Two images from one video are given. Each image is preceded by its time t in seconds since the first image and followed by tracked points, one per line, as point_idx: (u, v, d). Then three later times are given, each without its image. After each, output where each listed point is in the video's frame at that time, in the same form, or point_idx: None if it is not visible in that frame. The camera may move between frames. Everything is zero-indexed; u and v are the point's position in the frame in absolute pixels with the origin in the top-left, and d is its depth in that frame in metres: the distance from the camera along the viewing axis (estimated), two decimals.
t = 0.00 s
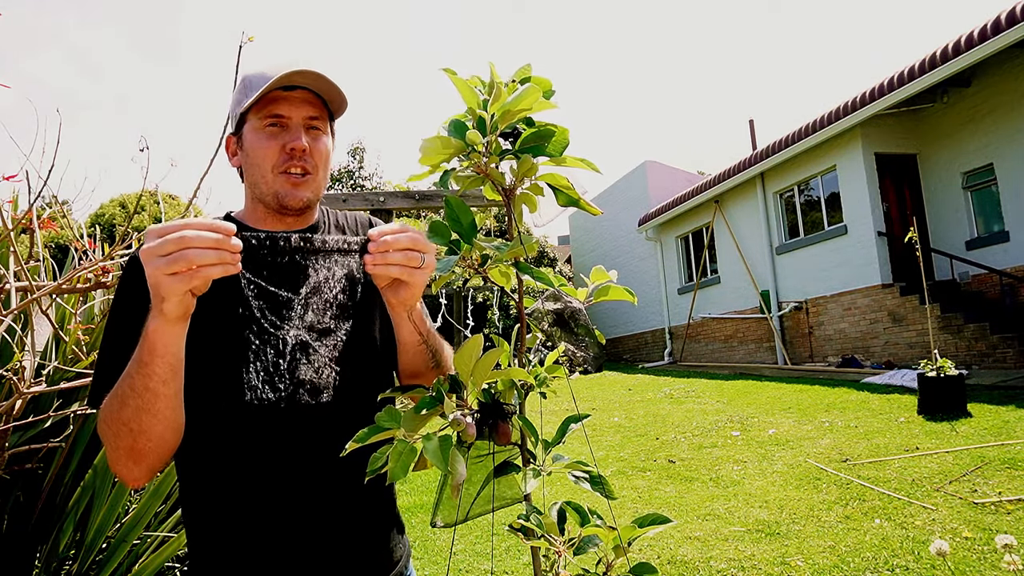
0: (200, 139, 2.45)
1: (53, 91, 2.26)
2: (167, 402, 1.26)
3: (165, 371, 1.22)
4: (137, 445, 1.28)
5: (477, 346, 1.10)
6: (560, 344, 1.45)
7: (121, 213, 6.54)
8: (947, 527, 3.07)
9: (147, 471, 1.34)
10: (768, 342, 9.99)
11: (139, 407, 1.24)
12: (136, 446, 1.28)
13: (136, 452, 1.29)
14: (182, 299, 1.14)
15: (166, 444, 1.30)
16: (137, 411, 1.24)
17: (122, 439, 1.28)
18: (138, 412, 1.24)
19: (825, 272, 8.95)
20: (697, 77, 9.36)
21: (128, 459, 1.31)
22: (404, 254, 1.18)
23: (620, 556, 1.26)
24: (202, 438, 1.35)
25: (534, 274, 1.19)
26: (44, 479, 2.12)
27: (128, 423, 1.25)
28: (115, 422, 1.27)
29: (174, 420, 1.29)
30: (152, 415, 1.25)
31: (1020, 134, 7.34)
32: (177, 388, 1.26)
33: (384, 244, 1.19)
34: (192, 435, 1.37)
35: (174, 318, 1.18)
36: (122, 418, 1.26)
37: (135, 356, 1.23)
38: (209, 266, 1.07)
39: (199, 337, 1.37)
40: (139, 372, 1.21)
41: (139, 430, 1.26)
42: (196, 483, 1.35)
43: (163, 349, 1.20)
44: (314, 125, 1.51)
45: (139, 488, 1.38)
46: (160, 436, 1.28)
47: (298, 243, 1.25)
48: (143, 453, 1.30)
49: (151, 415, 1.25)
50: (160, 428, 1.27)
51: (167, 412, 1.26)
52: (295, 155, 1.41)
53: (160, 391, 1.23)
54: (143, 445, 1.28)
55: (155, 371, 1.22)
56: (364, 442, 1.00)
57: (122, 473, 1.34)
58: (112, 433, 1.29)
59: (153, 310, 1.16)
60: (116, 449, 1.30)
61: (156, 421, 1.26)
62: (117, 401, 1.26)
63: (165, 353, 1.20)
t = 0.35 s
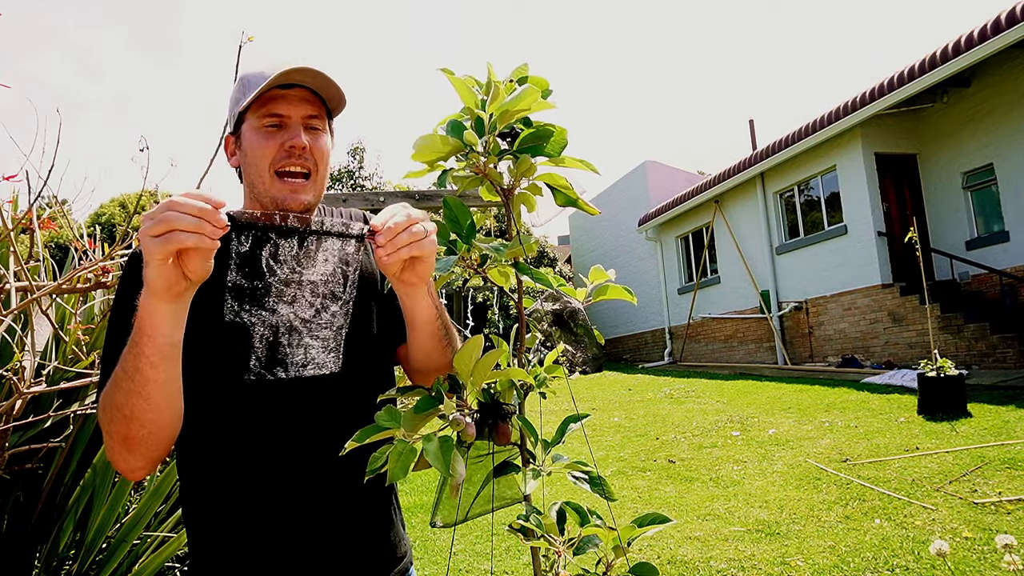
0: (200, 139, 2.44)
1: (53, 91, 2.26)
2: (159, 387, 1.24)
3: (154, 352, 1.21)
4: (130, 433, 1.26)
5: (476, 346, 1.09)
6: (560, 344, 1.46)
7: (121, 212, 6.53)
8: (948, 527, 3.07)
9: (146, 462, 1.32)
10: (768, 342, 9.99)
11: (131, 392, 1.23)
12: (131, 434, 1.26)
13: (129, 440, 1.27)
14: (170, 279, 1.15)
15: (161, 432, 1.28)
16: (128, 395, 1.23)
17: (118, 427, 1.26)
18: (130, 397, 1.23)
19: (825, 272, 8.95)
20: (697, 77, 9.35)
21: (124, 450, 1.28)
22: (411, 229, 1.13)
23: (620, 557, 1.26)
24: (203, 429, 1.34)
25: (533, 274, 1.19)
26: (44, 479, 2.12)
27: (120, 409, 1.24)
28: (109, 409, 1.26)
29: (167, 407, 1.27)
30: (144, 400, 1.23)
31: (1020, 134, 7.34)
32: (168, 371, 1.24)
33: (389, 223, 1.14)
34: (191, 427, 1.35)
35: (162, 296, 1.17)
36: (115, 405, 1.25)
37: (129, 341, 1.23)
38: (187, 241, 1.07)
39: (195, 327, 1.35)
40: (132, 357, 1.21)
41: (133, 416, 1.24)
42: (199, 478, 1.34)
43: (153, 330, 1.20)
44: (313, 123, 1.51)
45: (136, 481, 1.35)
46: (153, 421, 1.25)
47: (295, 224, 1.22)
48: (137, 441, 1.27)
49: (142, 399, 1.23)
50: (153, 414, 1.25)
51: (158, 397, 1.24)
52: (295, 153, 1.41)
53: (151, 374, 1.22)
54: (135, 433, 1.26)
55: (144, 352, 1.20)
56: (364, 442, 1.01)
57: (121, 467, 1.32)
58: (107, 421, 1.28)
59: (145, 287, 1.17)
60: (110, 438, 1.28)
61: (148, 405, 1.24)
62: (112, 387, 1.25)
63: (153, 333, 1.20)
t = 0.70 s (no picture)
0: (200, 140, 2.44)
1: (53, 92, 2.26)
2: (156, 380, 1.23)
3: (145, 344, 1.21)
4: (125, 428, 1.25)
5: (477, 345, 1.09)
6: (561, 344, 1.46)
7: (120, 212, 6.53)
8: (948, 527, 3.07)
9: (142, 458, 1.30)
10: (768, 342, 9.99)
11: (127, 386, 1.22)
12: (129, 429, 1.25)
13: (125, 435, 1.26)
14: (164, 272, 1.18)
15: (160, 427, 1.27)
16: (123, 389, 1.23)
17: (116, 424, 1.25)
18: (126, 390, 1.23)
19: (825, 272, 8.95)
20: (697, 77, 9.35)
21: (121, 447, 1.27)
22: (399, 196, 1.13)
23: (620, 556, 1.26)
24: (205, 427, 1.33)
25: (534, 274, 1.19)
26: (44, 479, 2.12)
27: (116, 402, 1.24)
28: (105, 404, 1.26)
29: (163, 403, 1.26)
30: (138, 394, 1.23)
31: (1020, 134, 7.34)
32: (161, 365, 1.23)
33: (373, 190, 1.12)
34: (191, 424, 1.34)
35: (153, 286, 1.19)
36: (112, 399, 1.24)
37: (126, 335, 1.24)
38: (167, 220, 1.08)
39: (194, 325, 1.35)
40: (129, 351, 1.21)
41: (130, 410, 1.23)
42: (198, 477, 1.34)
43: (145, 322, 1.20)
44: (308, 129, 1.49)
45: (135, 476, 1.34)
46: (148, 417, 1.25)
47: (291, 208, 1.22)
48: (132, 436, 1.26)
49: (138, 394, 1.23)
50: (150, 408, 1.25)
51: (152, 391, 1.23)
52: (287, 163, 1.42)
53: (145, 367, 1.22)
54: (132, 427, 1.25)
55: (139, 345, 1.21)
56: (364, 442, 1.01)
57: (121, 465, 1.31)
58: (104, 416, 1.27)
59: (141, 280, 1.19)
60: (107, 432, 1.28)
61: (143, 400, 1.23)
62: (109, 381, 1.25)
63: (147, 327, 1.21)
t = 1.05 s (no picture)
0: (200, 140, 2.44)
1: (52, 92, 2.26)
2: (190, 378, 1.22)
3: (180, 343, 1.20)
4: (157, 427, 1.23)
5: (477, 345, 1.09)
6: (560, 344, 1.45)
7: (120, 213, 6.53)
8: (948, 528, 3.07)
9: (170, 459, 1.28)
10: (769, 342, 9.99)
11: (160, 385, 1.21)
12: (160, 429, 1.23)
13: (155, 435, 1.23)
14: (196, 269, 1.18)
15: (192, 426, 1.26)
16: (157, 388, 1.21)
17: (146, 424, 1.23)
18: (158, 389, 1.21)
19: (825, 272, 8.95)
20: (697, 77, 9.34)
21: (151, 448, 1.25)
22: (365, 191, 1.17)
23: (621, 557, 1.26)
24: (224, 426, 1.33)
25: (534, 275, 1.18)
26: (43, 479, 2.11)
27: (148, 402, 1.22)
28: (135, 404, 1.23)
29: (197, 402, 1.24)
30: (172, 393, 1.21)
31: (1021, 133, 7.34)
32: (196, 364, 1.22)
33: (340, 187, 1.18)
34: (213, 424, 1.33)
35: (186, 285, 1.19)
36: (143, 398, 1.22)
37: (155, 335, 1.22)
38: (197, 220, 1.08)
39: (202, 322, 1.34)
40: (163, 351, 1.20)
41: (163, 410, 1.22)
42: (202, 478, 1.33)
43: (179, 320, 1.20)
44: (305, 132, 1.48)
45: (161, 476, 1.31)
46: (182, 417, 1.23)
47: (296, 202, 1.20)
48: (164, 436, 1.24)
49: (172, 393, 1.21)
50: (184, 407, 1.23)
51: (187, 389, 1.22)
52: (284, 167, 1.42)
53: (179, 367, 1.21)
54: (164, 427, 1.23)
55: (172, 345, 1.20)
56: (363, 443, 1.01)
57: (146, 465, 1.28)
58: (131, 417, 1.25)
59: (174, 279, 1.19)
60: (134, 434, 1.25)
61: (177, 399, 1.22)
62: (138, 381, 1.23)
63: (181, 326, 1.20)
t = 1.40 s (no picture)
0: (201, 141, 2.46)
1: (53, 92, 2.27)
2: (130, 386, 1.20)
3: (102, 353, 1.17)
4: (111, 433, 1.23)
5: (476, 345, 1.10)
6: (560, 344, 1.46)
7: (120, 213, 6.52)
8: (948, 527, 3.07)
9: (141, 461, 1.29)
10: (768, 342, 10.00)
11: (100, 393, 1.20)
12: (117, 436, 1.23)
13: (112, 439, 1.24)
14: (104, 274, 1.09)
15: (149, 430, 1.25)
16: (99, 395, 1.20)
17: (102, 432, 1.23)
18: (100, 397, 1.20)
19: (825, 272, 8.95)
20: (697, 77, 9.35)
21: (116, 451, 1.26)
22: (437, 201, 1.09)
23: (621, 557, 1.26)
24: (211, 425, 1.33)
25: (533, 275, 1.19)
26: (44, 479, 2.12)
27: (95, 409, 1.22)
28: (90, 413, 1.25)
29: (141, 407, 1.22)
30: (111, 399, 1.20)
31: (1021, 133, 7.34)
32: (125, 371, 1.18)
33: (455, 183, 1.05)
34: (193, 421, 1.34)
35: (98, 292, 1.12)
36: (94, 405, 1.23)
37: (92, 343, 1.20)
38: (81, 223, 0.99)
39: (167, 327, 1.34)
40: (98, 361, 1.17)
41: (113, 418, 1.21)
42: (199, 479, 1.34)
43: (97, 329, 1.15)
44: (308, 134, 1.49)
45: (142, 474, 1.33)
46: (129, 422, 1.22)
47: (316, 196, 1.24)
48: (120, 441, 1.24)
49: (114, 400, 1.20)
50: (132, 413, 1.22)
51: (124, 395, 1.20)
52: (287, 166, 1.42)
53: (113, 373, 1.18)
54: (116, 432, 1.23)
55: (98, 354, 1.17)
56: (364, 443, 1.01)
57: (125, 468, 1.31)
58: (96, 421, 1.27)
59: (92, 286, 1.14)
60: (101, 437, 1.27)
61: (121, 406, 1.21)
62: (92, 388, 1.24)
63: (100, 334, 1.15)
